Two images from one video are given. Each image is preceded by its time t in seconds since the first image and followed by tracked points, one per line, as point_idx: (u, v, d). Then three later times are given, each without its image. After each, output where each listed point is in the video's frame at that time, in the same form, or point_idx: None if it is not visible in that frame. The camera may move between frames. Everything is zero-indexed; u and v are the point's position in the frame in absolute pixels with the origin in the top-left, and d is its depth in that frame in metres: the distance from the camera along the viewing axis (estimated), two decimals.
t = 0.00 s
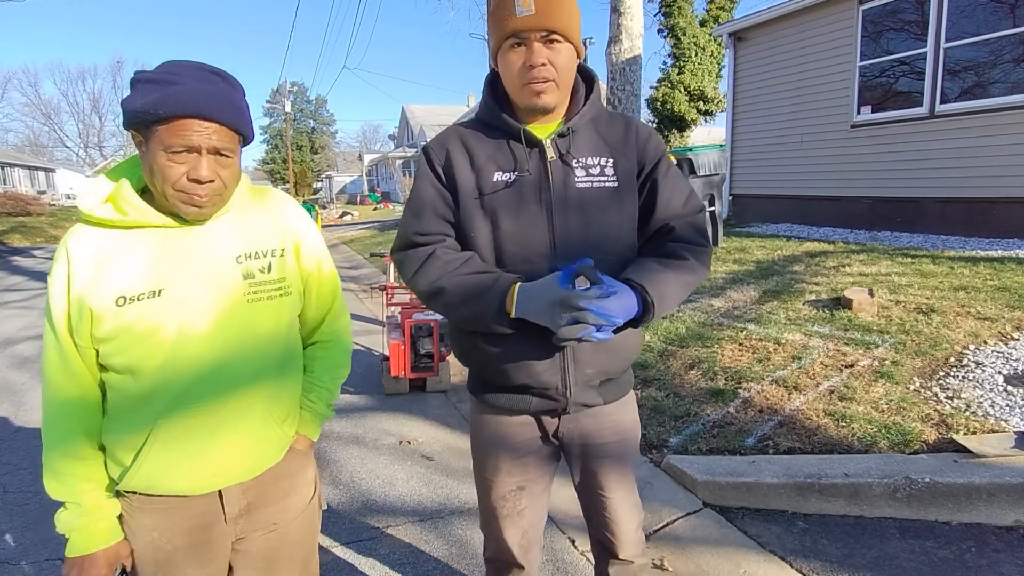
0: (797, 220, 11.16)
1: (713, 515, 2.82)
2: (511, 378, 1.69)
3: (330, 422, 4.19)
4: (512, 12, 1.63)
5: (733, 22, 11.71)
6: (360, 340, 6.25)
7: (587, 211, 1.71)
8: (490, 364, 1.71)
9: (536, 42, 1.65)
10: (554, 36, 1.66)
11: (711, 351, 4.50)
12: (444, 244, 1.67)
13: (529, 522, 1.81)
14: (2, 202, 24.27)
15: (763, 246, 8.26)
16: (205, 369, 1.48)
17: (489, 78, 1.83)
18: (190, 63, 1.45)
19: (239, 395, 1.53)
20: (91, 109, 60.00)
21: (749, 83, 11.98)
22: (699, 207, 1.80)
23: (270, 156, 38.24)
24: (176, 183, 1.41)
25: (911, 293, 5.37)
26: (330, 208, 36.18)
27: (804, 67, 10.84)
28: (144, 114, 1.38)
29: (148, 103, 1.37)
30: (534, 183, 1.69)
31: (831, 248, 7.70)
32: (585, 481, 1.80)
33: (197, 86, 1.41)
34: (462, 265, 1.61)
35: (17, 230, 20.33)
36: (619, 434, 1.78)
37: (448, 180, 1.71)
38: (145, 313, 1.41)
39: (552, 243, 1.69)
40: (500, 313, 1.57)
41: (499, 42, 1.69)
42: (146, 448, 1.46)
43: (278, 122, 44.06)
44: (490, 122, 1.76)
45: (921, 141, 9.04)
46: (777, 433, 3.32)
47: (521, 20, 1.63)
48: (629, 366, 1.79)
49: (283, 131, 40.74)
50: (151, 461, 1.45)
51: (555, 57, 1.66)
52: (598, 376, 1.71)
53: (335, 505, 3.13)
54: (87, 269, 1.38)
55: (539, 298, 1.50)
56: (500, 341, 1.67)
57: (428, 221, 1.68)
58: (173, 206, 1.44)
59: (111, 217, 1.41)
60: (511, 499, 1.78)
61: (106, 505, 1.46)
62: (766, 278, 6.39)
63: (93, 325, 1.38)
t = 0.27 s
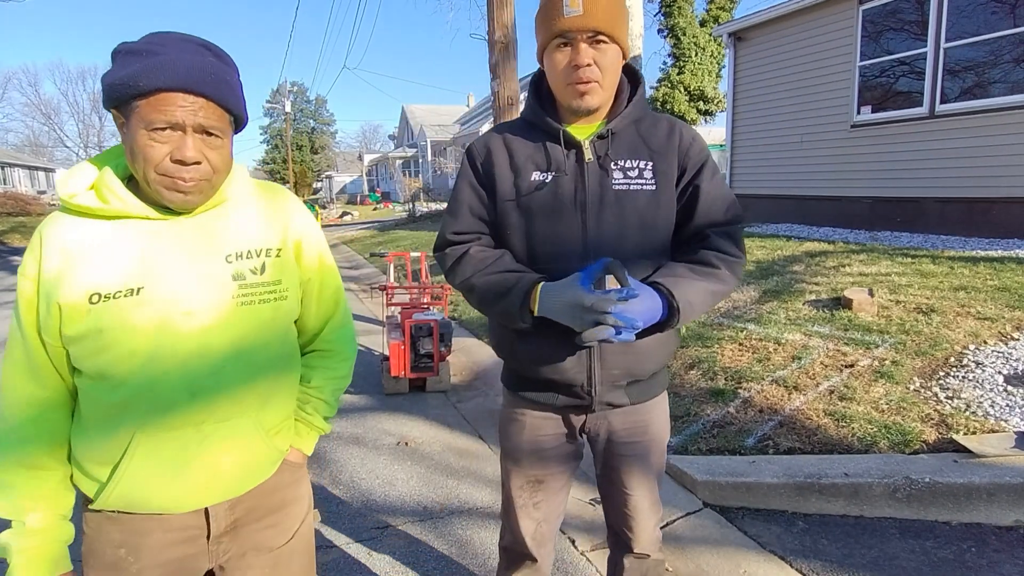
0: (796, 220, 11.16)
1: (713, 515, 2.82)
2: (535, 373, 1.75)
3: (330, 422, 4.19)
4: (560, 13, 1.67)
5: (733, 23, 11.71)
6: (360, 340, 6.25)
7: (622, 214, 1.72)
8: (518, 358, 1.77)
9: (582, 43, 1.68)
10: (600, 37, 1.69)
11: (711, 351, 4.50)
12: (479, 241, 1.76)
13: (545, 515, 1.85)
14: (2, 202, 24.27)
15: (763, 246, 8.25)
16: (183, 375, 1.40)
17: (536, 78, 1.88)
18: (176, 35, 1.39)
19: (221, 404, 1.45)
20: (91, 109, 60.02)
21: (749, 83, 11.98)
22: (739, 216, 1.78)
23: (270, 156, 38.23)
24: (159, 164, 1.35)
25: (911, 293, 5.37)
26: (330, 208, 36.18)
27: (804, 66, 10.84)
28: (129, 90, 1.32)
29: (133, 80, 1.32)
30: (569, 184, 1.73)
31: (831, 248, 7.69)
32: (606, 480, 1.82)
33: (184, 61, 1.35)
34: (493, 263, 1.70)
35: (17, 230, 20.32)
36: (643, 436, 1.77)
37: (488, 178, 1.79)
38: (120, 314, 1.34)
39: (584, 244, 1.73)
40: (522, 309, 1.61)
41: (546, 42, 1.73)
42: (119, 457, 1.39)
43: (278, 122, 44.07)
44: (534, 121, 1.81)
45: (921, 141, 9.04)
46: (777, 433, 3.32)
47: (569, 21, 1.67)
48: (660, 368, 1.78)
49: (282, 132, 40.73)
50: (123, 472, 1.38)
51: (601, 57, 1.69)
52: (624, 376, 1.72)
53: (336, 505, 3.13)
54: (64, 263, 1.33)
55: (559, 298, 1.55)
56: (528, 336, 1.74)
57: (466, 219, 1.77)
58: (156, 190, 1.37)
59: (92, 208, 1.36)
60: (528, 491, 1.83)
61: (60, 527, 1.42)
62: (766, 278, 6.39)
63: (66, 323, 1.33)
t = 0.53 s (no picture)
0: (796, 220, 11.15)
1: (714, 516, 2.81)
2: (552, 369, 1.76)
3: (329, 422, 4.18)
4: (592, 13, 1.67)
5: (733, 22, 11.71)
6: (360, 340, 6.23)
7: (644, 215, 1.70)
8: (538, 353, 1.78)
9: (613, 43, 1.68)
10: (630, 37, 1.68)
11: (712, 351, 4.49)
12: (502, 239, 1.81)
13: (556, 512, 1.85)
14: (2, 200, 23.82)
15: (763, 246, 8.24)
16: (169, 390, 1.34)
17: (569, 78, 1.89)
18: (116, 26, 1.30)
19: (207, 413, 1.42)
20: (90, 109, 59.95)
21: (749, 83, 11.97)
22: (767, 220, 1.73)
23: (270, 156, 38.22)
24: (102, 165, 1.24)
25: (912, 293, 5.35)
26: (330, 208, 36.17)
27: (804, 66, 10.83)
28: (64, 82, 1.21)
29: (70, 72, 1.21)
30: (593, 184, 1.73)
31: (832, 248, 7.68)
32: (619, 480, 1.81)
33: (132, 53, 1.26)
34: (514, 258, 1.74)
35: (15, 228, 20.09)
36: (659, 438, 1.75)
37: (516, 177, 1.83)
38: (91, 335, 1.24)
39: (605, 244, 1.72)
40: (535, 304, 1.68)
41: (577, 42, 1.72)
42: (104, 488, 1.30)
43: (278, 122, 44.06)
44: (563, 121, 1.83)
45: (921, 141, 9.03)
46: (779, 434, 3.30)
47: (600, 21, 1.67)
48: (680, 372, 1.75)
49: (282, 131, 40.72)
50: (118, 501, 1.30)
51: (631, 57, 1.68)
52: (641, 378, 1.70)
53: (335, 506, 3.11)
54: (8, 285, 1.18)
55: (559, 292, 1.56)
56: (547, 332, 1.75)
57: (492, 216, 1.82)
58: (94, 196, 1.25)
59: (25, 221, 1.20)
60: (538, 487, 1.83)
61: None
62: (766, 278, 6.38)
63: (25, 355, 1.19)
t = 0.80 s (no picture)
0: (796, 220, 11.17)
1: (712, 515, 2.83)
2: (561, 367, 1.79)
3: (330, 421, 4.20)
4: (602, 17, 1.70)
5: (733, 23, 11.72)
6: (361, 340, 6.25)
7: (653, 213, 1.73)
8: (548, 352, 1.82)
9: (623, 45, 1.70)
10: (640, 39, 1.70)
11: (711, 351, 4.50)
12: (508, 235, 1.89)
13: (563, 511, 1.87)
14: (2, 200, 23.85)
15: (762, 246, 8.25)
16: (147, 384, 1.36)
17: (582, 80, 1.92)
18: (75, 22, 1.26)
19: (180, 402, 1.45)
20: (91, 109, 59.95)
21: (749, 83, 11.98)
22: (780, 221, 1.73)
23: (270, 156, 38.24)
24: (75, 165, 1.21)
25: (911, 293, 5.37)
26: (330, 207, 36.22)
27: (804, 67, 10.84)
28: (34, 79, 1.16)
29: (36, 67, 1.16)
30: (601, 183, 1.76)
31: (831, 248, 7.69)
32: (625, 480, 1.83)
33: (105, 54, 1.24)
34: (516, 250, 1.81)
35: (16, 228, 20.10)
36: (666, 440, 1.77)
37: (527, 176, 1.88)
38: (71, 340, 1.22)
39: (614, 242, 1.74)
40: (522, 290, 1.73)
41: (588, 44, 1.75)
42: (94, 493, 1.28)
43: (278, 122, 44.10)
44: (575, 122, 1.87)
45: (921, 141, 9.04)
46: (777, 433, 3.32)
47: (610, 24, 1.69)
48: (689, 374, 1.76)
49: (282, 131, 40.75)
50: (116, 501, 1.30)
51: (642, 59, 1.70)
52: (649, 377, 1.72)
53: (336, 505, 3.13)
54: None
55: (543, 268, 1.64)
56: (556, 329, 1.78)
57: (499, 214, 1.89)
58: (67, 195, 1.23)
59: None
60: (545, 485, 1.86)
61: None
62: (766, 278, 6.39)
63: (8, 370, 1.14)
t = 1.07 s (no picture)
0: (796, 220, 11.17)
1: (712, 515, 2.83)
2: (565, 365, 1.79)
3: (330, 421, 4.20)
4: (608, 20, 1.70)
5: (733, 23, 11.72)
6: (361, 340, 6.25)
7: (658, 213, 1.72)
8: (553, 350, 1.82)
9: (629, 47, 1.70)
10: (647, 41, 1.70)
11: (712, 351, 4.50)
12: (516, 236, 1.90)
13: (566, 511, 1.86)
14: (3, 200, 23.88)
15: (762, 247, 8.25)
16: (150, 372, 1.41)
17: (588, 84, 1.93)
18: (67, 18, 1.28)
19: (172, 389, 1.50)
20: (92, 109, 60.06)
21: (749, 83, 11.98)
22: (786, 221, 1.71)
23: (270, 156, 38.26)
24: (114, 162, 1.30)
25: (911, 293, 5.37)
26: (331, 208, 36.25)
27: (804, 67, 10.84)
28: (94, 82, 1.24)
29: (90, 69, 1.23)
30: (606, 183, 1.77)
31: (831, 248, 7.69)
32: (628, 481, 1.83)
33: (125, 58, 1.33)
34: (524, 250, 1.82)
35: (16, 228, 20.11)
36: (669, 441, 1.76)
37: (534, 177, 1.90)
38: (83, 325, 1.24)
39: (618, 241, 1.74)
40: (528, 289, 1.73)
41: (594, 47, 1.75)
42: (106, 476, 1.31)
43: (278, 122, 44.12)
44: (581, 124, 1.87)
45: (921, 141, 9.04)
46: (778, 433, 3.32)
47: (616, 26, 1.70)
48: (693, 374, 1.76)
49: (282, 132, 40.78)
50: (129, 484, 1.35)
51: (648, 61, 1.70)
52: (653, 377, 1.72)
53: (336, 505, 3.13)
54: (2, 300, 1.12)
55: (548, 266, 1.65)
56: (561, 329, 1.79)
57: (507, 215, 1.91)
58: (91, 188, 1.29)
59: None
60: (549, 484, 1.86)
61: None
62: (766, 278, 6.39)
63: (35, 354, 1.16)
